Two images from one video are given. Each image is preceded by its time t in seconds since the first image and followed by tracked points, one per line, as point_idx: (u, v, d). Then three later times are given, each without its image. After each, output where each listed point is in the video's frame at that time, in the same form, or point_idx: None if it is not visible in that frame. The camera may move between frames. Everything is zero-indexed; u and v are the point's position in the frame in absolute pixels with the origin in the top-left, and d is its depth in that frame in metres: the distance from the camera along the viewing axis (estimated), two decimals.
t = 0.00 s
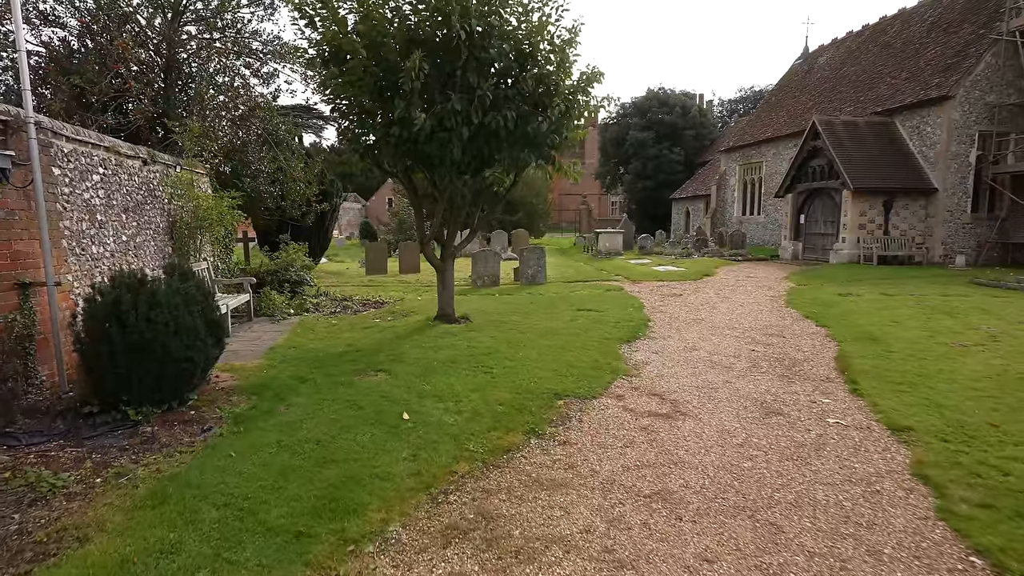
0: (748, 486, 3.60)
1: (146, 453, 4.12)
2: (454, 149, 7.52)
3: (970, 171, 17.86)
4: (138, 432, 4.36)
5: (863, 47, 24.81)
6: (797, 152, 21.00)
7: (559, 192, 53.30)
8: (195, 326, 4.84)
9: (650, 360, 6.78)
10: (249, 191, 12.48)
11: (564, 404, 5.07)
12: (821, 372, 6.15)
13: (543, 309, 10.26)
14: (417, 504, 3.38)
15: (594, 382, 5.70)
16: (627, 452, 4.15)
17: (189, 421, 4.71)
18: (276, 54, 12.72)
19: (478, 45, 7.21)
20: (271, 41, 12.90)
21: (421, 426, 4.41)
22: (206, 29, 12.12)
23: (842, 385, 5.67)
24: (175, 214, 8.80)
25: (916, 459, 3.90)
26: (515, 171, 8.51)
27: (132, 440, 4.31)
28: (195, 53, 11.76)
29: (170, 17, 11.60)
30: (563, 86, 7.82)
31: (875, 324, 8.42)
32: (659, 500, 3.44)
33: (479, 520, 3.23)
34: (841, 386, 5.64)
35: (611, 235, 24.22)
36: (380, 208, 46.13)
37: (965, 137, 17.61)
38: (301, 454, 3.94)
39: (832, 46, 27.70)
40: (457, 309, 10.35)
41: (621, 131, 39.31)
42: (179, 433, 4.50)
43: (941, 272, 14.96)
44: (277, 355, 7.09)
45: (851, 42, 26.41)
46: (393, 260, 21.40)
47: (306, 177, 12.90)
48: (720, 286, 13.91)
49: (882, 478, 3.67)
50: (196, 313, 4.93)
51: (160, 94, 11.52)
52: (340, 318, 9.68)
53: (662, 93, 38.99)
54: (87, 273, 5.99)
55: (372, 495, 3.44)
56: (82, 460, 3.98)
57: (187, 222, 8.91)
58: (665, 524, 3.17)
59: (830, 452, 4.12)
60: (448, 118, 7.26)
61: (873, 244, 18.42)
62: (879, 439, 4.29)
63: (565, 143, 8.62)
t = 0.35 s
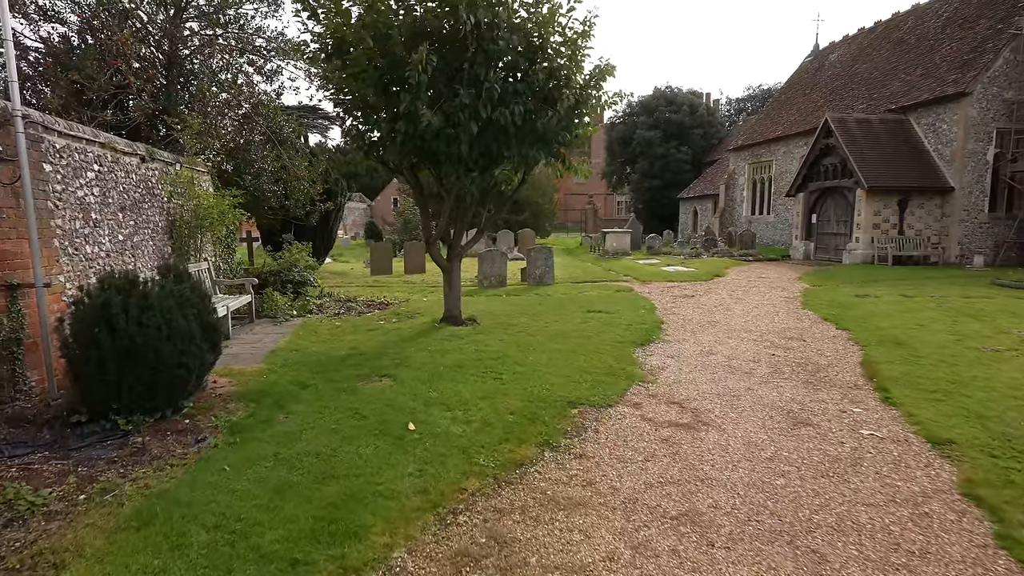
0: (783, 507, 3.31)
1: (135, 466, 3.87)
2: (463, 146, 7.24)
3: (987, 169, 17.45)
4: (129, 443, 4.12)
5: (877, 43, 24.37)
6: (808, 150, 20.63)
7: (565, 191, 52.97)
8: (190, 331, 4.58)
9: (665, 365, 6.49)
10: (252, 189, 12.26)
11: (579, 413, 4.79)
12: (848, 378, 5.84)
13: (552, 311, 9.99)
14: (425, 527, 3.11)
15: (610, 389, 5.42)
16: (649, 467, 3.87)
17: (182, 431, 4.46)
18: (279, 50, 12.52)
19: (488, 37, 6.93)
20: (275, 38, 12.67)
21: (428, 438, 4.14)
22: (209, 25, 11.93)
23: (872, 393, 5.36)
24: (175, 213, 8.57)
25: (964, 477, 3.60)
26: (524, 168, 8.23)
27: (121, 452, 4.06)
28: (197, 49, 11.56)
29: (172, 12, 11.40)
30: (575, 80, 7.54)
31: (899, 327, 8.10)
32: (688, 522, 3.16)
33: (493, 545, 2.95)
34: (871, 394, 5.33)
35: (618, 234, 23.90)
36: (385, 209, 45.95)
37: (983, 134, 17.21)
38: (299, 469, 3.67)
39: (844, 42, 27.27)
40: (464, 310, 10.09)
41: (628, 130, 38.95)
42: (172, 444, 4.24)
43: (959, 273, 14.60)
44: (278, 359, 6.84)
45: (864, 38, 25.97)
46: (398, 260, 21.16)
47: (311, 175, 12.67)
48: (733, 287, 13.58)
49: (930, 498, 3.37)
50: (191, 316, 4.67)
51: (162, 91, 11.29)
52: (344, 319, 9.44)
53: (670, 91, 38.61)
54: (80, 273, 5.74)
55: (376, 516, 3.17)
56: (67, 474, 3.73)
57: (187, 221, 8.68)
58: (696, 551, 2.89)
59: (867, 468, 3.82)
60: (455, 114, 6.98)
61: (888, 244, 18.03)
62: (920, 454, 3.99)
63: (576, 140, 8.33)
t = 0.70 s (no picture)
0: (823, 538, 3.03)
1: (121, 488, 3.61)
2: (469, 144, 6.97)
3: (1004, 169, 17.07)
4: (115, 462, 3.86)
5: (888, 41, 23.99)
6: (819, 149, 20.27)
7: (570, 191, 52.65)
8: (183, 341, 4.32)
9: (682, 374, 6.20)
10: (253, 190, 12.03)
11: (594, 428, 4.52)
12: (876, 389, 5.54)
13: (561, 315, 9.71)
14: (433, 561, 2.84)
15: (626, 401, 5.14)
16: (673, 491, 3.59)
17: (174, 447, 4.20)
18: (282, 49, 12.29)
19: (496, 31, 6.65)
20: (277, 36, 12.44)
21: (434, 456, 3.87)
22: (210, 23, 11.70)
23: (904, 406, 5.06)
24: (174, 214, 8.33)
25: (1017, 504, 3.32)
26: (533, 168, 7.95)
27: (107, 471, 3.81)
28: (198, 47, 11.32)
29: (172, 9, 11.16)
30: (586, 77, 7.26)
31: (922, 332, 7.78)
32: (720, 556, 2.89)
33: None
34: (903, 407, 5.03)
35: (625, 235, 23.59)
36: (390, 209, 45.73)
37: (999, 133, 16.83)
38: (296, 493, 3.40)
39: (854, 40, 26.89)
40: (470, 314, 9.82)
41: (634, 130, 38.62)
42: (161, 462, 3.98)
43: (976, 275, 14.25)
44: (278, 366, 6.58)
45: (874, 36, 25.59)
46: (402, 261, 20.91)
47: (313, 176, 12.43)
48: (744, 289, 13.25)
49: (984, 529, 3.08)
50: (184, 325, 4.42)
51: (161, 90, 11.05)
52: (347, 323, 9.17)
53: (676, 90, 38.27)
54: (72, 278, 5.50)
55: (380, 548, 2.90)
56: (47, 497, 3.47)
57: (186, 223, 8.44)
58: None
59: (910, 491, 3.53)
60: (462, 111, 6.72)
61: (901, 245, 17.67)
62: (964, 476, 3.70)
63: (586, 139, 8.05)
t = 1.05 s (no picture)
0: (858, 564, 2.77)
1: (100, 504, 3.38)
2: (472, 139, 6.72)
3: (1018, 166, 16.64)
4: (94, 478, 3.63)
5: (897, 37, 23.66)
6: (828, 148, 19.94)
7: (574, 191, 52.40)
8: (169, 346, 4.08)
9: (694, 379, 5.94)
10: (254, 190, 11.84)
11: (604, 437, 4.26)
12: (900, 395, 5.26)
13: (567, 316, 9.45)
14: None
15: (638, 408, 4.88)
16: (691, 509, 3.33)
17: (158, 458, 3.96)
18: (282, 46, 12.05)
19: (500, 21, 6.39)
20: (277, 32, 12.22)
21: (435, 470, 3.62)
22: (208, 19, 11.46)
23: (932, 414, 4.78)
24: (169, 214, 8.12)
25: None
26: (538, 166, 7.69)
27: (86, 485, 3.57)
28: (197, 43, 11.12)
29: (169, 5, 10.93)
30: (593, 70, 7.00)
31: (943, 335, 7.49)
32: None
33: None
34: (931, 415, 4.75)
35: (630, 235, 23.32)
36: (393, 210, 45.58)
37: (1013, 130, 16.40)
38: (285, 511, 3.16)
39: (862, 37, 26.54)
40: (473, 315, 9.57)
41: (638, 129, 38.35)
42: (144, 475, 3.74)
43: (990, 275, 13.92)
44: (275, 370, 6.35)
45: (883, 32, 25.24)
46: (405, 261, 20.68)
47: (315, 175, 12.22)
48: (753, 290, 12.96)
49: None
50: (170, 330, 4.17)
51: (158, 87, 10.84)
52: (347, 325, 8.94)
53: (680, 89, 37.98)
54: (57, 278, 5.26)
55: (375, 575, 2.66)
56: (18, 515, 3.24)
57: (181, 222, 8.19)
58: None
59: (950, 511, 3.25)
60: (464, 106, 6.47)
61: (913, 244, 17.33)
62: (1007, 493, 3.42)
63: (593, 135, 7.77)
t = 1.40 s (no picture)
0: None
1: (68, 528, 3.13)
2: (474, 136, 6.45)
3: None
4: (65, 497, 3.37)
5: (905, 34, 23.32)
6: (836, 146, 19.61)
7: (577, 190, 52.09)
8: (148, 354, 3.83)
9: (705, 387, 5.66)
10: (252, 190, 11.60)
11: (612, 452, 3.98)
12: (925, 405, 4.97)
13: (571, 319, 9.17)
14: None
15: (648, 419, 4.60)
16: (710, 535, 3.05)
17: (136, 475, 3.71)
18: (280, 43, 11.81)
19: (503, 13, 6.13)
20: (275, 29, 11.98)
21: (431, 490, 3.35)
22: (205, 15, 11.20)
23: (961, 426, 4.49)
24: (162, 214, 7.87)
25: None
26: (542, 164, 7.41)
27: (55, 506, 3.32)
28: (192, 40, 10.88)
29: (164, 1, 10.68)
30: (600, 65, 6.73)
31: (963, 339, 7.20)
32: None
33: None
34: (960, 428, 4.47)
35: (635, 235, 23.02)
36: (396, 210, 45.37)
37: None
38: (267, 538, 2.89)
39: (870, 34, 26.19)
40: (475, 318, 9.30)
41: (642, 128, 38.05)
42: (120, 494, 3.49)
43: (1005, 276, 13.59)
44: (267, 377, 6.08)
45: (891, 29, 24.90)
46: (407, 262, 20.42)
47: (314, 175, 11.98)
48: (762, 291, 12.66)
49: None
50: (150, 337, 3.92)
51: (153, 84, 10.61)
52: (345, 328, 8.68)
53: (685, 88, 37.66)
54: (37, 281, 5.01)
55: None
56: None
57: (174, 223, 7.91)
58: None
59: (994, 538, 2.98)
60: (465, 100, 6.19)
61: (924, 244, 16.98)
62: None
63: (599, 133, 7.50)
